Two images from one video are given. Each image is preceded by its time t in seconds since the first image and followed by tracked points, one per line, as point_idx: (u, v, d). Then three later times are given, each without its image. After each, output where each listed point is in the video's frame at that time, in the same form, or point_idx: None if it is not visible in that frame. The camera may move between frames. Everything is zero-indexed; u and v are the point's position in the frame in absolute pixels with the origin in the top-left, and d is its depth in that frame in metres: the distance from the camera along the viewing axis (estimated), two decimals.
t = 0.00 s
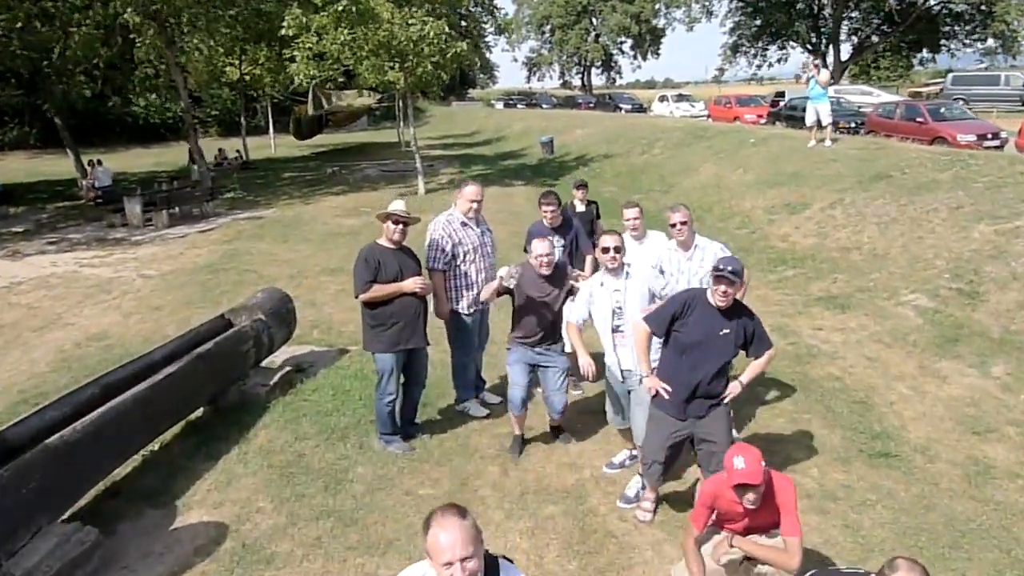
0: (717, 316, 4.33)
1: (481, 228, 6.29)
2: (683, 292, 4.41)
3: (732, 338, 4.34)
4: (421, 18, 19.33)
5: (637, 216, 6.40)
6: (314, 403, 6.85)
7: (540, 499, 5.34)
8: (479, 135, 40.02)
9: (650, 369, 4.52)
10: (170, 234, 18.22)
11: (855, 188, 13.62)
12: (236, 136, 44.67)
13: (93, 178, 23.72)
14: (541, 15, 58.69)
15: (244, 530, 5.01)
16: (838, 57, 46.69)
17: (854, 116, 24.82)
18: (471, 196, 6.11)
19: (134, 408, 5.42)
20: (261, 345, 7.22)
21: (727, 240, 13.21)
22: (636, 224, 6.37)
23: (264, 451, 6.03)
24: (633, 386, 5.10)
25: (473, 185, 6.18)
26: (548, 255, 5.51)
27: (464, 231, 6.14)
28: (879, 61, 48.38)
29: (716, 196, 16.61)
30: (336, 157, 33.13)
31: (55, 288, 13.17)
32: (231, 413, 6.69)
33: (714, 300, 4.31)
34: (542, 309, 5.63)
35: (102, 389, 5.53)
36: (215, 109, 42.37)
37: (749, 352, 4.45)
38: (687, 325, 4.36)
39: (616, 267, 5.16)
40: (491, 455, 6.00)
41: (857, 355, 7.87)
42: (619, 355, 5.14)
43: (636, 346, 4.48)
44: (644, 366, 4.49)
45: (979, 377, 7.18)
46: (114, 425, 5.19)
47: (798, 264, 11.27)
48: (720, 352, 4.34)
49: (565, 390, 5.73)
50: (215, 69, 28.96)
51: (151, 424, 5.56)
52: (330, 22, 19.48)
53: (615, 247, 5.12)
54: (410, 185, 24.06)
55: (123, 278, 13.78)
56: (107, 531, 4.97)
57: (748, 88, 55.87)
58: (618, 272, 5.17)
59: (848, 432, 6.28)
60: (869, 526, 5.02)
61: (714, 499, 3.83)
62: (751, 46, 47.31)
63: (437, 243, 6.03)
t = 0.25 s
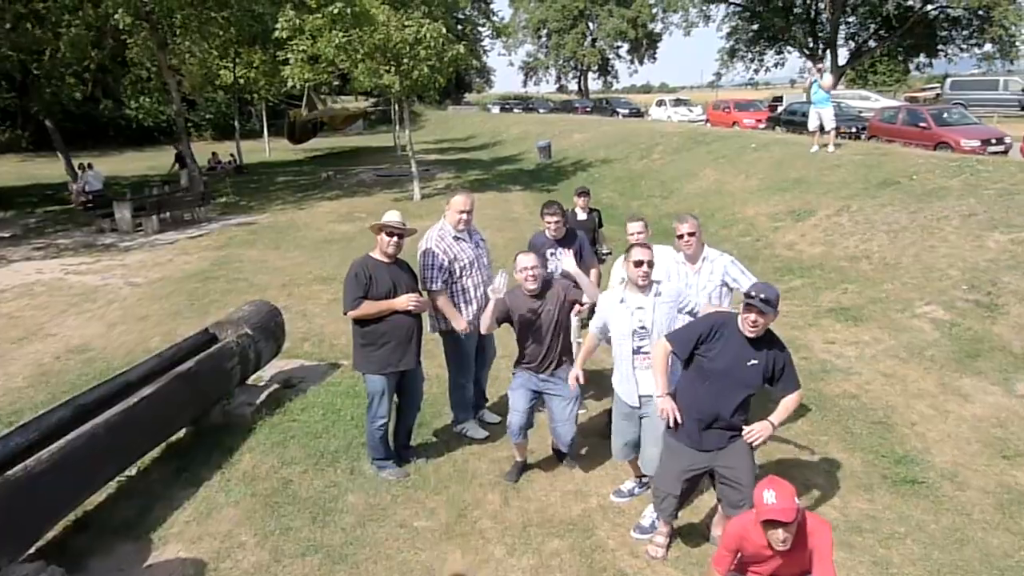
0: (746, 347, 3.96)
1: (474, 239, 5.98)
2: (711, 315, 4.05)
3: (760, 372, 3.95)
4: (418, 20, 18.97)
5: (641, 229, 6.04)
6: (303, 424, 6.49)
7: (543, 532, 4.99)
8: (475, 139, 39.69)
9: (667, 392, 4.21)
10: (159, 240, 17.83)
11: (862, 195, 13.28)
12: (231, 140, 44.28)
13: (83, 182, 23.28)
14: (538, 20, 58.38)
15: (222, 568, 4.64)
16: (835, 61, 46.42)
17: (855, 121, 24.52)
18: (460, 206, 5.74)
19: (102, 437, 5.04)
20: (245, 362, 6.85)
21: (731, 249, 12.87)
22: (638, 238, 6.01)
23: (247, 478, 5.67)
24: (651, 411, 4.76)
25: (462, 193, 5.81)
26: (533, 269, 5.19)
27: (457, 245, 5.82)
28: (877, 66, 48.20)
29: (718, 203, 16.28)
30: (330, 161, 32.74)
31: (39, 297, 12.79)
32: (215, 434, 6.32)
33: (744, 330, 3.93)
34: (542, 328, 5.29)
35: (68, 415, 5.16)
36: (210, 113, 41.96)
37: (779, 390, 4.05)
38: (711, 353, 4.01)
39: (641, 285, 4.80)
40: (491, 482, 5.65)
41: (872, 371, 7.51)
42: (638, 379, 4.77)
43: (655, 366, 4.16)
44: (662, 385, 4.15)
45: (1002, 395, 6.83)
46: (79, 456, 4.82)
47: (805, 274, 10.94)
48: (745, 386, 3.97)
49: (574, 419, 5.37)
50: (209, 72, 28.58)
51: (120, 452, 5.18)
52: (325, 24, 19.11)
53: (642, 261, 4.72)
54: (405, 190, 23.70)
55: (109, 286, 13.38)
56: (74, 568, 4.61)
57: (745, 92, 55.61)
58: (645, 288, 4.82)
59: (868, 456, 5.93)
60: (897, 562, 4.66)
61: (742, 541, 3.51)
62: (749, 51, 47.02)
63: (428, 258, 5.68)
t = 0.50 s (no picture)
0: (790, 385, 3.55)
1: (475, 251, 5.59)
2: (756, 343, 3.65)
3: (801, 415, 3.56)
4: (416, 21, 18.58)
5: (646, 250, 5.54)
6: (293, 448, 6.06)
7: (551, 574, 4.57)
8: (473, 143, 39.29)
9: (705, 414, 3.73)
10: (151, 246, 17.40)
11: (874, 203, 12.86)
12: (228, 142, 43.86)
13: (74, 185, 22.77)
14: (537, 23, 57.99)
15: None
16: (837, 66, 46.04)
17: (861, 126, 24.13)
18: (457, 216, 5.33)
19: (73, 469, 4.59)
20: (231, 380, 6.42)
21: (740, 258, 12.45)
22: (643, 260, 5.52)
23: (231, 508, 5.25)
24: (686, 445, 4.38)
25: (461, 203, 5.42)
26: (524, 301, 4.71)
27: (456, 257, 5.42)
28: (878, 71, 47.84)
29: (724, 210, 15.85)
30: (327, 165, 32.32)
31: (23, 305, 12.36)
32: (198, 459, 5.91)
33: (790, 368, 3.54)
34: (546, 359, 4.84)
35: (29, 446, 4.71)
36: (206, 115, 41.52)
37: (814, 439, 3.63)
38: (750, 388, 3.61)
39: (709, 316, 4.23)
40: (494, 515, 5.23)
41: (896, 391, 7.10)
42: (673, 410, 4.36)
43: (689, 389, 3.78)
44: (699, 408, 3.72)
45: None
46: (45, 491, 4.37)
47: (818, 285, 10.53)
48: (784, 427, 3.57)
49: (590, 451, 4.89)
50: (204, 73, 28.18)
51: (93, 484, 4.73)
52: (322, 24, 18.71)
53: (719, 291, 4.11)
54: (403, 195, 23.24)
55: (96, 294, 12.91)
56: None
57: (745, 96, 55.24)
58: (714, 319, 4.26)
59: (899, 487, 5.51)
60: None
61: None
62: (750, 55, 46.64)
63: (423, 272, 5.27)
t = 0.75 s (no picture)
0: (840, 425, 3.25)
1: (485, 256, 5.26)
2: (808, 377, 3.35)
3: (848, 460, 3.26)
4: (416, 19, 18.21)
5: (662, 263, 5.27)
6: (285, 467, 5.70)
7: None
8: (473, 142, 38.93)
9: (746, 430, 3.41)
10: (144, 247, 17.01)
11: (887, 205, 12.50)
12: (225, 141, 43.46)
13: (68, 185, 22.37)
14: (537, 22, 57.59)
15: None
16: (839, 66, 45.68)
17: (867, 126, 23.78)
18: (467, 220, 5.03)
19: (40, 493, 4.19)
20: (220, 393, 6.05)
21: (749, 262, 12.09)
22: (660, 272, 5.25)
23: (218, 534, 4.88)
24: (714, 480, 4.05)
25: (472, 205, 5.11)
26: (544, 320, 4.38)
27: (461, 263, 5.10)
28: (880, 70, 47.48)
29: (731, 211, 15.49)
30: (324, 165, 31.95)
31: (11, 308, 11.98)
32: (185, 479, 5.54)
33: (843, 408, 3.24)
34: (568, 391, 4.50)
35: None
36: (203, 113, 41.12)
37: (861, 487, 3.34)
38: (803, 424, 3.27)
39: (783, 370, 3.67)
40: (501, 542, 4.86)
41: (922, 405, 6.74)
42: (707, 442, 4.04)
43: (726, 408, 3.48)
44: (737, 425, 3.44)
45: None
46: (15, 519, 4.00)
47: (833, 290, 10.18)
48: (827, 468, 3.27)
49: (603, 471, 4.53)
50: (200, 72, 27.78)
51: (66, 510, 4.35)
52: (320, 22, 18.34)
53: (798, 343, 3.57)
54: (402, 195, 22.87)
55: (86, 297, 12.53)
56: None
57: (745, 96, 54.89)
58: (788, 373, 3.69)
59: (935, 511, 5.16)
60: None
61: None
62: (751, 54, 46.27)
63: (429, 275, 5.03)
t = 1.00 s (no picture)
0: (918, 494, 2.93)
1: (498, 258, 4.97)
2: (893, 433, 3.07)
3: (913, 528, 2.96)
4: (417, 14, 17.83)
5: (676, 280, 4.95)
6: (281, 486, 5.33)
7: None
8: (473, 140, 38.57)
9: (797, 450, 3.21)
10: (140, 248, 16.64)
11: (904, 204, 12.14)
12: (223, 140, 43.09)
13: (64, 184, 21.96)
14: (537, 18, 57.23)
15: None
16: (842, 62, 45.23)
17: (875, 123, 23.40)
18: (480, 222, 4.75)
19: (24, 523, 3.87)
20: (211, 406, 5.69)
21: (761, 263, 11.73)
22: (673, 290, 4.92)
23: (209, 562, 4.54)
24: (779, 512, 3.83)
25: (485, 206, 4.83)
26: (576, 352, 4.00)
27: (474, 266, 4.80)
28: (884, 66, 47.07)
29: (740, 209, 15.12)
30: (324, 163, 31.60)
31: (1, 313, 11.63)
32: (173, 499, 5.18)
33: (925, 481, 2.88)
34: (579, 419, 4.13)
35: None
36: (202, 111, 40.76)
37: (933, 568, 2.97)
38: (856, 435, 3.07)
39: (843, 400, 3.37)
40: (513, 573, 4.50)
41: (954, 417, 6.39)
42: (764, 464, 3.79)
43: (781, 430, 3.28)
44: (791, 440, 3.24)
45: None
46: None
47: (851, 292, 9.83)
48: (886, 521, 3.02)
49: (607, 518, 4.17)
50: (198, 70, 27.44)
51: (41, 541, 3.97)
52: (320, 17, 17.97)
53: (849, 375, 3.30)
54: (402, 193, 22.50)
55: (79, 301, 12.17)
56: None
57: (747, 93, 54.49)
58: (848, 402, 3.39)
59: (978, 536, 4.81)
60: None
61: None
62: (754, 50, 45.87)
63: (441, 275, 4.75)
